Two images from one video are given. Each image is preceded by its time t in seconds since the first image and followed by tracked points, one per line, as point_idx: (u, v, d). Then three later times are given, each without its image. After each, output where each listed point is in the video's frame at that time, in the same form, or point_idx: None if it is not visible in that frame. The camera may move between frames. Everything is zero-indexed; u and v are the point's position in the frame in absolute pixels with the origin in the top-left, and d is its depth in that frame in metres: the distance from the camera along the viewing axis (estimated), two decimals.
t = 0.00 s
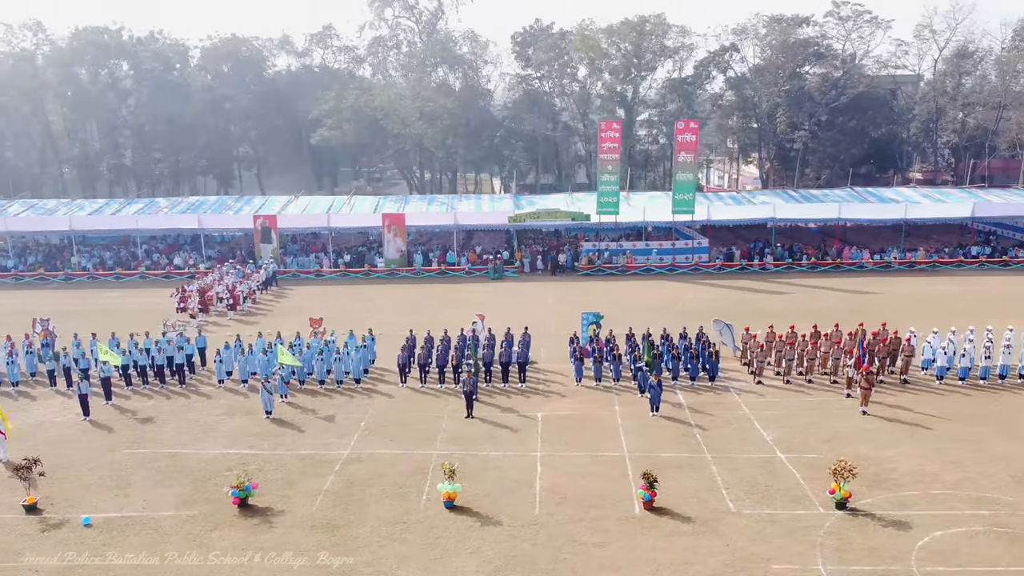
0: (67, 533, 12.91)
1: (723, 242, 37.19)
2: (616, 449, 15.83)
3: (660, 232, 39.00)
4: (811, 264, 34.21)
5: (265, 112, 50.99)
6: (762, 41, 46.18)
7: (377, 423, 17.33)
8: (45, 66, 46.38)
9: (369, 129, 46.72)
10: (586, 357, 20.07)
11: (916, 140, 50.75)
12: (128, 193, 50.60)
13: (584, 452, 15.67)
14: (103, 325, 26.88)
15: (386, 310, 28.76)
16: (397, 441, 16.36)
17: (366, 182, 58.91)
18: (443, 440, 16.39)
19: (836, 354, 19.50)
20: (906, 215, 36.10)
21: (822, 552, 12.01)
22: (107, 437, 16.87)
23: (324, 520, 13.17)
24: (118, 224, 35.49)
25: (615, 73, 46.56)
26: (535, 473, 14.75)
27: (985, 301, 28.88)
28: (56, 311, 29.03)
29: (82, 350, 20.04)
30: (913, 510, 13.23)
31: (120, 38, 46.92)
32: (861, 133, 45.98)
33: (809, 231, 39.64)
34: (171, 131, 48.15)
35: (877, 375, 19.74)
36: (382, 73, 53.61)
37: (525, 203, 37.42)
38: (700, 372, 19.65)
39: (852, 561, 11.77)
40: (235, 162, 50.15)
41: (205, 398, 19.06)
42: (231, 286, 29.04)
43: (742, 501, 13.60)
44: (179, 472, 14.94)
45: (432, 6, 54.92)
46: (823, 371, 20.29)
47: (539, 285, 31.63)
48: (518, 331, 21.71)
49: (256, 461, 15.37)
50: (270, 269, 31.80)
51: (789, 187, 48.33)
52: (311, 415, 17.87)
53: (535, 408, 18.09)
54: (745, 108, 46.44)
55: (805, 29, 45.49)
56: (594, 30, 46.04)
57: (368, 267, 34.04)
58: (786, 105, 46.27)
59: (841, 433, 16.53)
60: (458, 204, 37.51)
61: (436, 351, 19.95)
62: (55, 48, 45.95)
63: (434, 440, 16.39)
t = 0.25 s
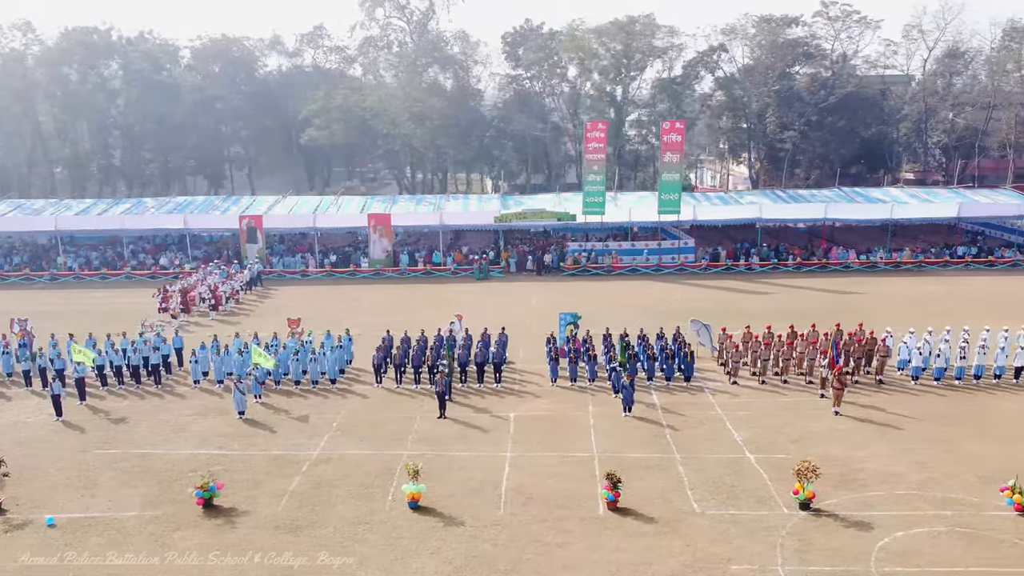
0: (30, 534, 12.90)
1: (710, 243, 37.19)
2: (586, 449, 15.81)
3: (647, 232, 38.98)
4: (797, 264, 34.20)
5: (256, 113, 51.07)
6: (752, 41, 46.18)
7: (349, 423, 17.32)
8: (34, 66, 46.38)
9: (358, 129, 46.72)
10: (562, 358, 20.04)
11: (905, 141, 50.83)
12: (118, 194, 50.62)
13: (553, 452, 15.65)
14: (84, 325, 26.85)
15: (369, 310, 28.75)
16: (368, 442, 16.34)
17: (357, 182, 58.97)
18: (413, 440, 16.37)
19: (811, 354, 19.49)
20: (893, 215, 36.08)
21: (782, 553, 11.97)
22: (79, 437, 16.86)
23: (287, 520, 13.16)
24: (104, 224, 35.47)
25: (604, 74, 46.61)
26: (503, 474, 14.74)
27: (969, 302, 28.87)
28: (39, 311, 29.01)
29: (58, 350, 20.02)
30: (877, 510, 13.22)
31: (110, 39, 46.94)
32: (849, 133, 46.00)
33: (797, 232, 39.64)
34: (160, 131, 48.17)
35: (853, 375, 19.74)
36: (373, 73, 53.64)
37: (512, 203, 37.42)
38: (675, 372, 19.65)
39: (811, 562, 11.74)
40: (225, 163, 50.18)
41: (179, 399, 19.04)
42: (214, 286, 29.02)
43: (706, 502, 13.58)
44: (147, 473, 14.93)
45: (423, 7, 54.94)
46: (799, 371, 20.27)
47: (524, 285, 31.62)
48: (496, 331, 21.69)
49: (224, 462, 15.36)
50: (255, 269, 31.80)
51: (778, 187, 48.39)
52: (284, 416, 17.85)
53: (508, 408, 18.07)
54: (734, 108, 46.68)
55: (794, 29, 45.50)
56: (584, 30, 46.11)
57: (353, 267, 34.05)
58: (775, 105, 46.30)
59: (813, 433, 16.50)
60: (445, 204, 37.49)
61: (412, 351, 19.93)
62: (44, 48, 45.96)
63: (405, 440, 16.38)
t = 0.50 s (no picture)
0: None
1: (697, 243, 37.17)
2: (555, 449, 15.79)
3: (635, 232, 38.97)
4: (783, 264, 34.16)
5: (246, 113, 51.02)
6: (741, 40, 46.12)
7: (321, 424, 17.30)
8: (23, 66, 46.40)
9: (346, 130, 46.63)
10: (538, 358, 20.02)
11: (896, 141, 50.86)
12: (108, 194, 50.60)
13: (522, 453, 15.62)
14: (65, 326, 26.84)
15: (352, 310, 28.74)
16: (337, 442, 16.31)
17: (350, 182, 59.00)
18: (383, 440, 16.35)
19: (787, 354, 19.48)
20: (879, 215, 36.05)
21: (741, 554, 11.96)
22: (50, 437, 16.84)
23: (250, 521, 13.15)
24: (89, 224, 35.44)
25: (593, 73, 46.58)
26: (470, 474, 14.72)
27: (952, 302, 28.85)
28: (22, 311, 29.00)
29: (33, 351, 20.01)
30: (840, 511, 13.20)
31: (99, 39, 46.94)
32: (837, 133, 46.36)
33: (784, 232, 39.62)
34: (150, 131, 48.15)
35: (828, 375, 19.73)
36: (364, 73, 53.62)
37: (499, 203, 37.38)
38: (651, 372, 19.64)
39: (769, 562, 11.73)
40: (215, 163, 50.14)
41: (154, 399, 19.03)
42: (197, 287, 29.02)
43: (671, 503, 13.56)
44: (114, 474, 14.91)
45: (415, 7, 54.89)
46: (775, 371, 20.25)
47: (508, 286, 31.59)
48: (473, 332, 21.68)
49: (192, 463, 15.34)
50: (240, 269, 31.79)
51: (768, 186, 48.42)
52: (257, 416, 17.83)
53: (481, 408, 18.05)
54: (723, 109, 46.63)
55: (783, 29, 45.45)
56: (574, 30, 45.98)
57: (339, 267, 34.05)
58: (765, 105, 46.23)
59: (783, 433, 16.48)
60: (432, 205, 37.46)
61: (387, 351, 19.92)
62: (33, 48, 45.97)
63: (375, 440, 16.35)
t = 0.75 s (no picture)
0: None
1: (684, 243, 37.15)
2: (524, 449, 15.77)
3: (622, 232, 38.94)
4: (769, 264, 34.14)
5: (236, 114, 51.06)
6: (731, 41, 46.05)
7: (292, 424, 17.29)
8: (12, 66, 46.49)
9: (333, 131, 46.52)
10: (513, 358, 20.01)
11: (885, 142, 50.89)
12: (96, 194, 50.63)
13: (490, 453, 15.61)
14: (47, 326, 26.83)
15: (335, 310, 28.75)
16: (307, 442, 16.30)
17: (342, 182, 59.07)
18: (353, 441, 16.34)
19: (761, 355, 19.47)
20: (866, 215, 36.01)
21: (700, 554, 11.96)
22: (20, 438, 16.82)
23: (213, 522, 13.14)
24: (76, 224, 35.43)
25: (582, 74, 46.53)
26: (436, 475, 14.71)
27: (935, 303, 28.84)
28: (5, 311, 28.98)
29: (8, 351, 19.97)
30: (803, 511, 13.20)
31: (87, 39, 47.00)
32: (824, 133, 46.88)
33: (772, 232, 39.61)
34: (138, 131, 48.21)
35: (803, 375, 19.72)
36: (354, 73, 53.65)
37: (486, 203, 37.33)
38: (626, 372, 19.63)
39: (727, 563, 11.73)
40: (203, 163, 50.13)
41: (128, 400, 19.01)
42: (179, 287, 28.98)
43: (634, 503, 13.56)
44: (81, 474, 14.90)
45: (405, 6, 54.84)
46: (751, 371, 20.25)
47: (493, 286, 31.58)
48: (451, 332, 21.67)
49: (160, 463, 15.33)
50: (225, 269, 31.79)
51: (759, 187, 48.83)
52: (229, 416, 17.82)
53: (454, 408, 18.04)
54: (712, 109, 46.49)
55: (773, 29, 45.39)
56: (563, 31, 45.90)
57: (324, 267, 34.07)
58: (754, 105, 46.09)
59: (753, 433, 16.48)
60: (419, 205, 37.42)
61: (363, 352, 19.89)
62: (22, 48, 46.05)
63: (344, 441, 16.34)
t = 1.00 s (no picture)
0: None
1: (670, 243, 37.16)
2: (493, 450, 15.76)
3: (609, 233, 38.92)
4: (755, 264, 34.15)
5: (226, 114, 51.04)
6: (720, 41, 45.99)
7: (263, 425, 17.28)
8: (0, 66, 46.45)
9: (322, 132, 46.46)
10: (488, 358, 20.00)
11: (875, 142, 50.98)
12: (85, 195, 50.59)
13: (458, 454, 15.60)
14: (28, 326, 26.80)
15: (317, 311, 28.75)
16: (276, 443, 16.30)
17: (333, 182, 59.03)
18: (323, 442, 16.34)
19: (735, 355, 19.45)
20: (852, 215, 36.02)
21: (659, 555, 11.95)
22: None
23: (176, 522, 13.13)
24: (61, 225, 35.41)
25: (572, 74, 46.50)
26: (402, 475, 14.71)
27: (917, 304, 28.85)
28: None
29: None
30: (765, 512, 13.20)
31: (76, 39, 46.95)
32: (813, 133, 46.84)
33: (759, 232, 39.62)
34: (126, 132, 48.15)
35: (778, 375, 19.70)
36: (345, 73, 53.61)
37: (473, 203, 37.32)
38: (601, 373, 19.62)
39: (685, 563, 11.72)
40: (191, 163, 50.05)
41: (102, 400, 19.02)
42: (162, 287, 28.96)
43: (598, 504, 13.56)
44: (47, 475, 14.89)
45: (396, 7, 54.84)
46: (726, 372, 20.24)
47: (478, 286, 31.57)
48: (428, 333, 21.66)
49: (128, 463, 15.33)
50: (209, 269, 31.78)
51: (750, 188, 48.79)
52: (202, 417, 17.82)
53: (426, 409, 18.03)
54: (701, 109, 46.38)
55: (762, 29, 45.37)
56: (552, 31, 45.87)
57: (310, 268, 34.07)
58: (743, 105, 46.13)
59: (723, 434, 16.48)
60: (406, 205, 37.42)
61: (338, 352, 19.88)
62: (10, 48, 45.98)
63: (314, 441, 16.33)
